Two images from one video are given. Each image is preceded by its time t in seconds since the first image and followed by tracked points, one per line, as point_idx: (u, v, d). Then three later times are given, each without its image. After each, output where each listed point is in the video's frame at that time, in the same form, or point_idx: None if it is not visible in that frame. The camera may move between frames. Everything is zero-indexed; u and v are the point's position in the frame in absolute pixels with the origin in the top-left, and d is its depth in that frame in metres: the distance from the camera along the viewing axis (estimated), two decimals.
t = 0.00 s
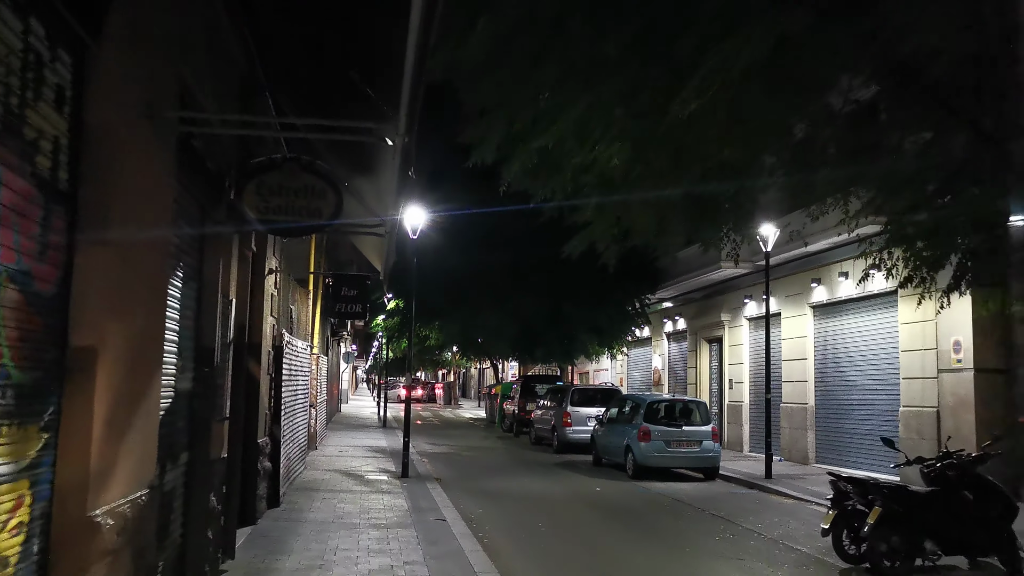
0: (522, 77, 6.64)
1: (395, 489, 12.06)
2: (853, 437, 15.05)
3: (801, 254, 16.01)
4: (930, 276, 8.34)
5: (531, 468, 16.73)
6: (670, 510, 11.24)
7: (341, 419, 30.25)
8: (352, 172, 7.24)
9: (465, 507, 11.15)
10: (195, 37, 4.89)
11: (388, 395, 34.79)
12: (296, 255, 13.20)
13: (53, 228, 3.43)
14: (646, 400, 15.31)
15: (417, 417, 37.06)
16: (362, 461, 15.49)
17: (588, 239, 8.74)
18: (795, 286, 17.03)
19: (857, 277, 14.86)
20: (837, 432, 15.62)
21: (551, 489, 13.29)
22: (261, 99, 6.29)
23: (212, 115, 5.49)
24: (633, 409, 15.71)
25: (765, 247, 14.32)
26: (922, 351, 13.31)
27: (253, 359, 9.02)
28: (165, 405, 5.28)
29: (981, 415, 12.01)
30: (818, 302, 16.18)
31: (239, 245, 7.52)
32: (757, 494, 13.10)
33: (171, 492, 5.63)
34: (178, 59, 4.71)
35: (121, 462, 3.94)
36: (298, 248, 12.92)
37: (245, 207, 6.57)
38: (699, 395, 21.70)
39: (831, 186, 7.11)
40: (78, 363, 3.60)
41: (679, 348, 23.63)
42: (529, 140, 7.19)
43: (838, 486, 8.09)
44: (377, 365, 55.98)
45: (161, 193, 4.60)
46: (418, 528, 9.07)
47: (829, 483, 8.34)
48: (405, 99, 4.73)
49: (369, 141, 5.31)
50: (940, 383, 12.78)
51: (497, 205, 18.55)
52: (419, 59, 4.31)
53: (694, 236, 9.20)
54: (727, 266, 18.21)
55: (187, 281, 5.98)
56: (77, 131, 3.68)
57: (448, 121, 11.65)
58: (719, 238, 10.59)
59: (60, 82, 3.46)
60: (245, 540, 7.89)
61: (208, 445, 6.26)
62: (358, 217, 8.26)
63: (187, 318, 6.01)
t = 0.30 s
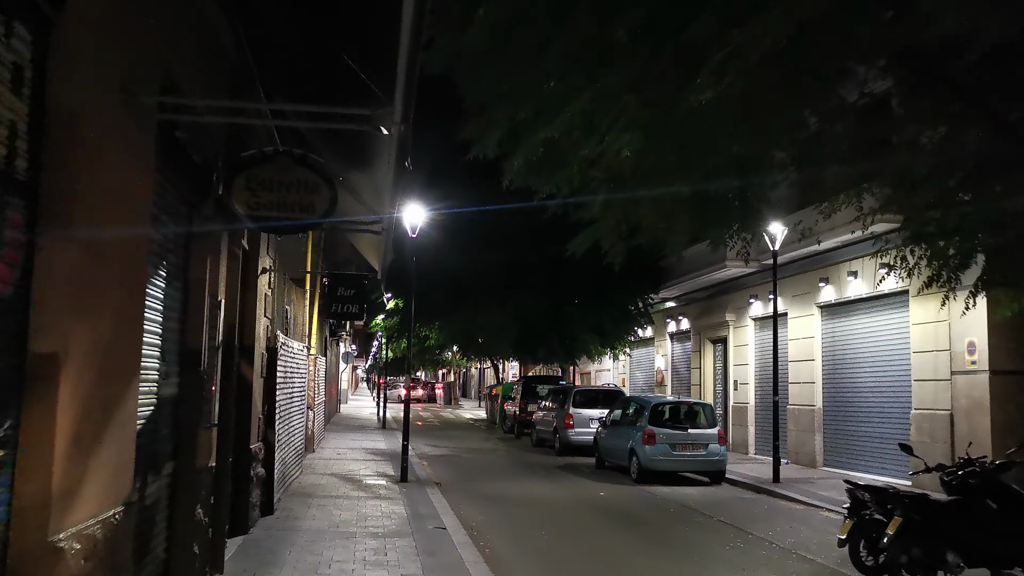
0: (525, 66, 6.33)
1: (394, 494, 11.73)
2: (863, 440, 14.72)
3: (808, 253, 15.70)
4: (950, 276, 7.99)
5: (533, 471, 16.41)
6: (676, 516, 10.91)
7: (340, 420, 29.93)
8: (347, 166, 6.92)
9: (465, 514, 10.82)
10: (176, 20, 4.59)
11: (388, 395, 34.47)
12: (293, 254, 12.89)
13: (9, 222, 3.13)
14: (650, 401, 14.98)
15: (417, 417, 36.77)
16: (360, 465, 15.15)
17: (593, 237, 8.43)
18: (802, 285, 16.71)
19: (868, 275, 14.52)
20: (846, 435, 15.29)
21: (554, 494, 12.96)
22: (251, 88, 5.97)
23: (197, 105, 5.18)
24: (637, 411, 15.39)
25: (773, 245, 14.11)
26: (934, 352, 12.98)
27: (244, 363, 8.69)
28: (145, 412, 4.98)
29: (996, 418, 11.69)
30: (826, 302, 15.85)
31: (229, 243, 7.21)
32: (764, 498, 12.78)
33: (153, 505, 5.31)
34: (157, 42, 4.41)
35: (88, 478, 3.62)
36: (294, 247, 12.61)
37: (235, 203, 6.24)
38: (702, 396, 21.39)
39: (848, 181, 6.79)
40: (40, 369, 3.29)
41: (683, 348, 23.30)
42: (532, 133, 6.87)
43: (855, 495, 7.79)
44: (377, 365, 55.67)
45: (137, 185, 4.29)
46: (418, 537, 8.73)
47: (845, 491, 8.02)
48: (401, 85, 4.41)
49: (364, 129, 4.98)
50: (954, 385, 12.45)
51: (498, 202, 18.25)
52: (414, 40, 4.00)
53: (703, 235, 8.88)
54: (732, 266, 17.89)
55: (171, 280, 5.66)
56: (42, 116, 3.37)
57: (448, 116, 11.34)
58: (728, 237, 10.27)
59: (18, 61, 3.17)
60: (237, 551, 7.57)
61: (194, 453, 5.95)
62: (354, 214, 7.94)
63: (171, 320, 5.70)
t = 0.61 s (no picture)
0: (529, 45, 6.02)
1: (392, 497, 11.39)
2: (873, 441, 14.38)
3: (816, 249, 15.37)
4: (972, 269, 7.67)
5: (535, 473, 16.08)
6: (683, 520, 10.57)
7: (340, 421, 29.61)
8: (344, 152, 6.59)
9: (466, 517, 10.48)
10: None
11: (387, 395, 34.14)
12: (289, 250, 12.57)
13: None
14: (655, 401, 14.65)
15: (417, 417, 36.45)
16: (358, 466, 14.81)
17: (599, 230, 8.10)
18: (809, 283, 16.37)
19: (878, 272, 14.19)
20: (854, 436, 14.95)
21: (557, 497, 12.62)
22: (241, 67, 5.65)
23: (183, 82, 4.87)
24: (642, 411, 15.05)
25: (781, 241, 13.87)
26: (947, 351, 12.66)
27: (236, 361, 8.35)
28: (127, 411, 4.67)
29: (1012, 418, 11.36)
30: (834, 300, 15.51)
31: (220, 234, 6.88)
32: (773, 501, 12.45)
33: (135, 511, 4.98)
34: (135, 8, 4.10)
35: (56, 482, 3.31)
36: (291, 243, 12.28)
37: (224, 191, 5.90)
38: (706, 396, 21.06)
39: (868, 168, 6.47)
40: (1, 364, 2.95)
41: (686, 348, 22.97)
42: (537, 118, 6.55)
43: (874, 498, 7.52)
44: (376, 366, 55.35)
45: (113, 164, 3.97)
46: (417, 542, 8.38)
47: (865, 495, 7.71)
48: (398, 54, 4.10)
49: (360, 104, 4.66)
50: (968, 384, 12.12)
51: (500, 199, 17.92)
52: None
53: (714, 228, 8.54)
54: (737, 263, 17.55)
55: (155, 272, 5.35)
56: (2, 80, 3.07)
57: (449, 107, 11.02)
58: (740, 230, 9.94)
59: None
60: (230, 557, 7.25)
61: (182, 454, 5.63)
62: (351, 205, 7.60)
63: (156, 314, 5.38)
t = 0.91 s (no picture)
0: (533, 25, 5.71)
1: (390, 500, 11.07)
2: (883, 441, 14.04)
3: (824, 246, 15.04)
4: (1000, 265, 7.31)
5: (537, 474, 15.77)
6: (691, 526, 10.27)
7: (339, 420, 29.30)
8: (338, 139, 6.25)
9: (466, 522, 10.16)
10: None
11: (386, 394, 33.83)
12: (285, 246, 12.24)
13: None
14: (660, 400, 14.32)
15: (417, 417, 36.16)
16: (357, 468, 14.48)
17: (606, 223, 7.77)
18: (816, 280, 16.04)
19: (888, 268, 13.83)
20: (863, 436, 14.62)
21: (560, 500, 12.30)
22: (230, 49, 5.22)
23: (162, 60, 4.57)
24: (646, 410, 14.73)
25: (788, 237, 13.61)
26: (960, 348, 12.30)
27: (228, 361, 8.04)
28: (99, 417, 4.36)
29: None
30: (842, 297, 15.18)
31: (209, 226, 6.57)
32: (781, 504, 12.14)
33: (114, 521, 4.68)
34: None
35: (9, 501, 3.02)
36: (286, 239, 11.96)
37: (213, 182, 5.51)
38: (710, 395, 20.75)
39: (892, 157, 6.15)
40: None
41: (690, 346, 22.64)
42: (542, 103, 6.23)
43: (893, 504, 7.29)
44: (376, 365, 55.08)
45: (77, 150, 3.67)
46: (416, 549, 8.05)
47: (885, 500, 7.41)
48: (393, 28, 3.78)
49: (352, 85, 4.30)
50: (982, 383, 11.78)
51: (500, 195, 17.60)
52: None
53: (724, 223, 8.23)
54: (743, 260, 17.23)
55: (137, 267, 5.05)
56: None
57: (449, 97, 10.71)
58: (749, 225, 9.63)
59: None
60: (221, 566, 6.94)
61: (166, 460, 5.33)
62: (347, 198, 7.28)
63: (137, 310, 5.06)
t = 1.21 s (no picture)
0: None
1: (358, 462, 10.79)
2: (855, 401, 14.00)
3: (799, 204, 14.85)
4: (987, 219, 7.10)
5: (508, 435, 15.59)
6: (665, 487, 10.12)
7: (307, 383, 28.94)
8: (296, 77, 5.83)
9: (435, 484, 9.91)
10: None
11: (355, 356, 33.47)
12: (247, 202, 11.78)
13: None
14: (633, 360, 14.13)
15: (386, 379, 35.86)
16: (324, 430, 14.14)
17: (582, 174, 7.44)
18: (790, 240, 15.87)
19: (865, 227, 13.66)
20: (835, 396, 14.56)
21: (532, 461, 12.11)
22: None
23: None
24: (619, 370, 14.54)
25: (764, 195, 13.42)
26: (935, 308, 12.20)
27: (184, 319, 7.65)
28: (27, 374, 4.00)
29: (1003, 378, 10.95)
30: (815, 257, 15.03)
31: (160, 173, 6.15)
32: (754, 464, 12.05)
33: (51, 486, 4.35)
34: None
35: None
36: (248, 194, 11.49)
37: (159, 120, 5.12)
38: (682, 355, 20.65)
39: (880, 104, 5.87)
40: None
41: (661, 307, 22.49)
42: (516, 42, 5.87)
43: (873, 463, 6.99)
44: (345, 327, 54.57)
45: None
46: (384, 513, 7.77)
47: (865, 459, 7.12)
48: None
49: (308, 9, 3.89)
50: (957, 342, 11.69)
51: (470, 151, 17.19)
52: None
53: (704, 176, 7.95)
54: (717, 219, 17.04)
55: (75, 212, 4.66)
56: None
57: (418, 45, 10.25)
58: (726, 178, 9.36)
59: None
60: (178, 534, 6.60)
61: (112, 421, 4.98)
62: (308, 145, 6.87)
63: (76, 261, 4.68)
